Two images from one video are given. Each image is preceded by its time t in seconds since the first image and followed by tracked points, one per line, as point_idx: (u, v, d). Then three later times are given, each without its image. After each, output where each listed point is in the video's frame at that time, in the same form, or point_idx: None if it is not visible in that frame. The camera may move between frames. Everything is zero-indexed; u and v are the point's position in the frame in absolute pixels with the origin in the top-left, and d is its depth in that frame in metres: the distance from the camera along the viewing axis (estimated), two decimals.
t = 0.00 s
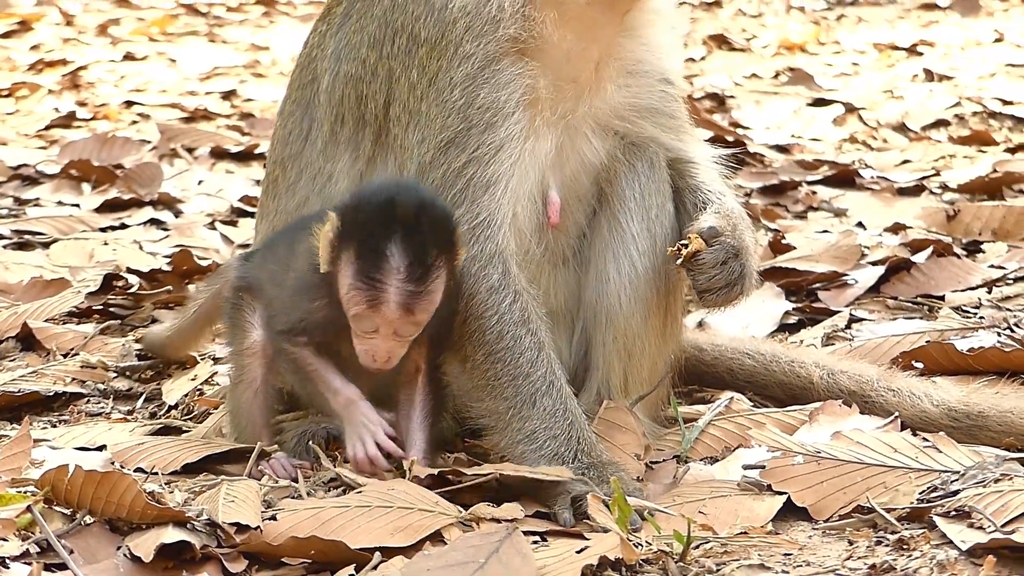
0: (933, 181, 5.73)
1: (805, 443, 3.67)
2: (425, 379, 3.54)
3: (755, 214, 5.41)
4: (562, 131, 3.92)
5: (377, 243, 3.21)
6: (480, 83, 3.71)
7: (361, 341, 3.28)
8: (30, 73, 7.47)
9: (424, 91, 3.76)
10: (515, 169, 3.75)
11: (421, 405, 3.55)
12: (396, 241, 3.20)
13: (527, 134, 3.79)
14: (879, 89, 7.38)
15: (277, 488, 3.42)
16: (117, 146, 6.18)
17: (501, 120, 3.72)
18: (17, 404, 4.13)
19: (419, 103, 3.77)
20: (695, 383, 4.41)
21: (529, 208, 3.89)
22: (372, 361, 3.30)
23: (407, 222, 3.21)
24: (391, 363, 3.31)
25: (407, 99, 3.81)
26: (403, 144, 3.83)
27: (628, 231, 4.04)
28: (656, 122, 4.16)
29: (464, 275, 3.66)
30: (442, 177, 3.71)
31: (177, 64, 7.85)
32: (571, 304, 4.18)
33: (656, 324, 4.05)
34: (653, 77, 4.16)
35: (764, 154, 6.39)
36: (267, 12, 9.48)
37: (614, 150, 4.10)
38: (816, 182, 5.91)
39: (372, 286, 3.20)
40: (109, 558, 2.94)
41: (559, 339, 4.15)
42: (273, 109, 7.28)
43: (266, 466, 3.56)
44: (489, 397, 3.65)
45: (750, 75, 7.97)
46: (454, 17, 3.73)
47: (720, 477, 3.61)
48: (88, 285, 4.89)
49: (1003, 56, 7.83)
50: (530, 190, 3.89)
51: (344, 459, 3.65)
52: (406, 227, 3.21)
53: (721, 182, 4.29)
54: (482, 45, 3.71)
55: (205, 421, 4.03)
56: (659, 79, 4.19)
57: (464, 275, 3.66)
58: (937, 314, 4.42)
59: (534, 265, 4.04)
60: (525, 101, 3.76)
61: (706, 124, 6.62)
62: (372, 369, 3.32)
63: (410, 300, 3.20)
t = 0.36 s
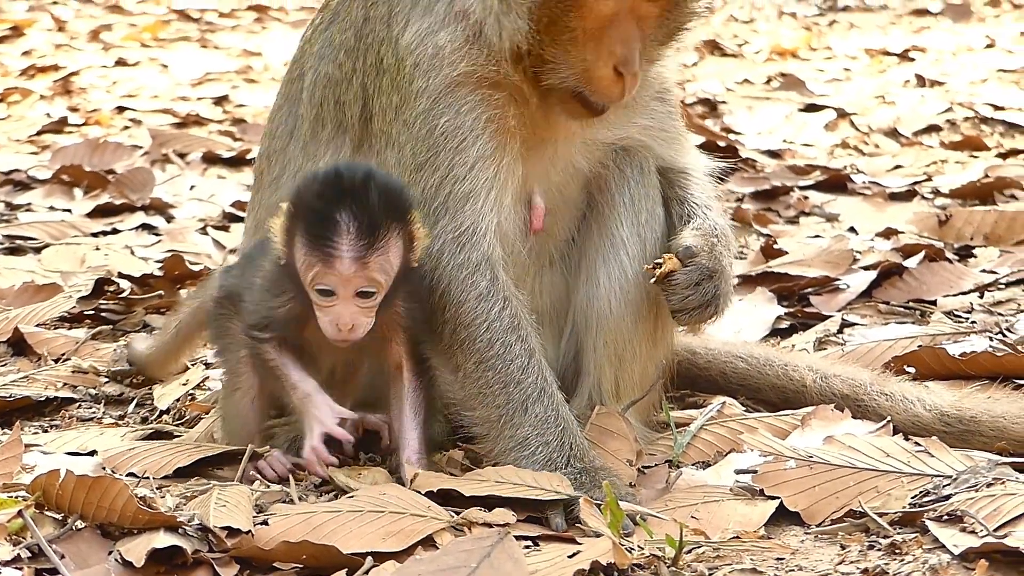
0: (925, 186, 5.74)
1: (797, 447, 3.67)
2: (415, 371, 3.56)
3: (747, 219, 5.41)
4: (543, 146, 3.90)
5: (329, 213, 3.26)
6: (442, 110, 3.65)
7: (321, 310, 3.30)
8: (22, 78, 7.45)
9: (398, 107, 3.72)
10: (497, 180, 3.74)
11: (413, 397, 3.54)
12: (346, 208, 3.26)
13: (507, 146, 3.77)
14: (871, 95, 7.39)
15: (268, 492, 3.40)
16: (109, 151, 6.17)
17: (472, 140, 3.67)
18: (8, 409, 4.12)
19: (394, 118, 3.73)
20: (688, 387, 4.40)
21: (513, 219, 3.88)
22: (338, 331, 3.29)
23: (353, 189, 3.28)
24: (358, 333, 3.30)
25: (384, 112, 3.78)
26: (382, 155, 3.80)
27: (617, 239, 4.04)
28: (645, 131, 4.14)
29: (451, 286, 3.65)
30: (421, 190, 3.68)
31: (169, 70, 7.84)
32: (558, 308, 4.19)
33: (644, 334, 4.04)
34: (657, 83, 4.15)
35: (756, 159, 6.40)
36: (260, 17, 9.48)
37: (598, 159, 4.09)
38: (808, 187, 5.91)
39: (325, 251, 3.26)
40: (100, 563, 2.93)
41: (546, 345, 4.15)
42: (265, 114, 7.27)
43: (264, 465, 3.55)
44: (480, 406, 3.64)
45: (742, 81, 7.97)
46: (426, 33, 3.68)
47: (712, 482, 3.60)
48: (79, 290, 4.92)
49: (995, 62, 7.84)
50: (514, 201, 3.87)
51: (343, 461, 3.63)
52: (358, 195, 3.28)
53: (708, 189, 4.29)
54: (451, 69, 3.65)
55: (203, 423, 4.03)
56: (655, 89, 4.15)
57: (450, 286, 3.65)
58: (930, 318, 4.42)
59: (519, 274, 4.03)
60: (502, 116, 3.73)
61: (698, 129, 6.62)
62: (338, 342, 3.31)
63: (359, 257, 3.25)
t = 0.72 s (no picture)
0: (920, 195, 5.75)
1: (793, 455, 3.67)
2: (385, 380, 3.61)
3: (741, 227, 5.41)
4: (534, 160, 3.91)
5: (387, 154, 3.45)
6: (420, 125, 3.68)
7: (389, 245, 3.43)
8: (17, 85, 7.45)
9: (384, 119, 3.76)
10: (484, 190, 3.75)
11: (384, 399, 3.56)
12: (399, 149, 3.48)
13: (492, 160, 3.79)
14: (865, 103, 7.41)
15: (263, 500, 3.40)
16: (104, 159, 6.16)
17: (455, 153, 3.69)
18: (3, 416, 4.11)
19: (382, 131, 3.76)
20: (685, 394, 4.39)
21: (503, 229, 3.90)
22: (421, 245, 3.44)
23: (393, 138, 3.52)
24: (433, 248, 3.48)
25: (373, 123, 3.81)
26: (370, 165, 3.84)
27: (612, 246, 4.04)
28: (643, 146, 4.11)
29: (443, 296, 3.66)
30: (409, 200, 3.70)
31: (164, 77, 7.84)
32: (554, 314, 4.19)
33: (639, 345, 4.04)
34: (656, 99, 4.14)
35: (751, 167, 6.41)
36: (255, 25, 9.50)
37: (594, 171, 4.09)
38: (803, 196, 5.92)
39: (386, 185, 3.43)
40: (95, 570, 2.92)
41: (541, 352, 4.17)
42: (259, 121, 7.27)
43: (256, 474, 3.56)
44: (476, 414, 3.65)
45: (737, 89, 7.99)
46: (408, 48, 3.72)
47: (708, 490, 3.59)
48: (74, 296, 4.90)
49: (989, 70, 7.86)
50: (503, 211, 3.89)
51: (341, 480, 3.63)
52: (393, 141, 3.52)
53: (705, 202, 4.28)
54: (427, 85, 3.68)
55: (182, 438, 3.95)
56: (654, 103, 4.14)
57: (443, 296, 3.66)
58: (925, 327, 4.43)
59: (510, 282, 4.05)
60: (484, 131, 3.74)
61: (693, 137, 6.63)
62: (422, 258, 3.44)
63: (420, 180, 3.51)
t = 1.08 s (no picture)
0: (918, 212, 5.75)
1: (791, 475, 3.67)
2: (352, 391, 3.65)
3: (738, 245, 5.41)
4: (534, 182, 3.90)
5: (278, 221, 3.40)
6: (415, 148, 3.71)
7: (291, 307, 3.37)
8: (14, 105, 7.45)
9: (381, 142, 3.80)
10: (482, 214, 3.77)
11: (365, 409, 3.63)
12: (288, 215, 3.42)
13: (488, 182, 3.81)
14: (862, 121, 7.42)
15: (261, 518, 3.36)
16: (101, 179, 6.16)
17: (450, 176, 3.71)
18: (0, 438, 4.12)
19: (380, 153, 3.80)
20: (687, 413, 4.39)
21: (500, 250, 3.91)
22: (316, 314, 3.39)
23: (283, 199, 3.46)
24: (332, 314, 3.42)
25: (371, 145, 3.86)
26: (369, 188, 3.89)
27: (614, 266, 4.03)
28: (645, 168, 4.10)
29: (440, 317, 3.67)
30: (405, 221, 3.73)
31: (161, 97, 7.85)
32: (554, 332, 4.17)
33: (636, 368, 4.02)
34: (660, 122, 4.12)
35: (748, 185, 6.41)
36: (252, 44, 9.51)
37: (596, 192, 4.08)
38: (800, 214, 5.92)
39: (277, 252, 3.37)
40: None
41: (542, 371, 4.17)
42: (256, 141, 7.27)
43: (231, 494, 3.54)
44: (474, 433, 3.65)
45: (734, 107, 8.00)
46: (406, 73, 3.77)
47: (707, 509, 3.58)
48: (73, 318, 4.90)
49: (986, 87, 7.88)
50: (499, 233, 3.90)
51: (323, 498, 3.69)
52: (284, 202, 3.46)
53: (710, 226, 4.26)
54: (421, 111, 3.71)
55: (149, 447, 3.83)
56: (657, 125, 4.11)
57: (440, 317, 3.67)
58: (923, 344, 4.42)
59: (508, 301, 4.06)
60: (479, 155, 3.75)
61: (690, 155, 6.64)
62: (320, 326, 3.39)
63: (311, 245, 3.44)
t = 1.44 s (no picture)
0: (940, 222, 5.75)
1: (818, 482, 3.68)
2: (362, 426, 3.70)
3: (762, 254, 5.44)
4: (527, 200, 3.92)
5: (304, 268, 3.49)
6: (380, 163, 3.87)
7: (307, 352, 3.44)
8: (35, 116, 7.48)
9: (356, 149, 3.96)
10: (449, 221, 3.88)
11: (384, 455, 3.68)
12: (316, 262, 3.50)
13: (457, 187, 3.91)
14: (882, 131, 7.42)
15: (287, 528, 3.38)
16: (123, 189, 6.18)
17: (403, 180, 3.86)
18: (26, 446, 4.13)
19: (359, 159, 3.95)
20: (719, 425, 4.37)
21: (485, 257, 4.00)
22: (329, 363, 3.41)
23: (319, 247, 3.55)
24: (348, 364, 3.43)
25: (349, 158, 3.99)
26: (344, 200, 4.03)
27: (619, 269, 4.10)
28: (652, 170, 4.03)
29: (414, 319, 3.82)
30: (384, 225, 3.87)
31: (182, 108, 7.88)
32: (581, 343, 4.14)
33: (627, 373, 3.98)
34: (666, 114, 4.00)
35: (770, 196, 6.43)
36: (271, 54, 9.55)
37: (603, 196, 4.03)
38: (823, 224, 5.94)
39: (297, 296, 3.46)
40: None
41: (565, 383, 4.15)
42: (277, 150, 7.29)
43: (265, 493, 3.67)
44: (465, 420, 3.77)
45: (754, 117, 8.02)
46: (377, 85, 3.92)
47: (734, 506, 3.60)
48: (97, 328, 4.93)
49: (1007, 97, 7.88)
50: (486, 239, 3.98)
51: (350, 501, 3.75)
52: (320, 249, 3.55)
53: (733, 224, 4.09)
54: (383, 128, 3.86)
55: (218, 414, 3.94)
56: (666, 122, 4.00)
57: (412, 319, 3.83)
58: (948, 354, 4.43)
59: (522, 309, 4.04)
60: (440, 166, 3.83)
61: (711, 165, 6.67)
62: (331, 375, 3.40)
63: (336, 295, 3.48)
